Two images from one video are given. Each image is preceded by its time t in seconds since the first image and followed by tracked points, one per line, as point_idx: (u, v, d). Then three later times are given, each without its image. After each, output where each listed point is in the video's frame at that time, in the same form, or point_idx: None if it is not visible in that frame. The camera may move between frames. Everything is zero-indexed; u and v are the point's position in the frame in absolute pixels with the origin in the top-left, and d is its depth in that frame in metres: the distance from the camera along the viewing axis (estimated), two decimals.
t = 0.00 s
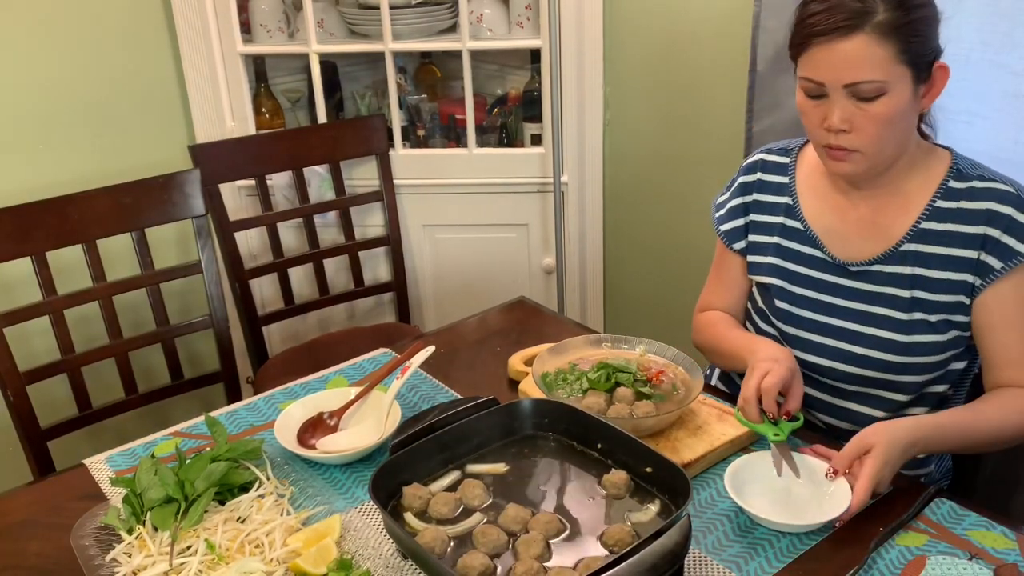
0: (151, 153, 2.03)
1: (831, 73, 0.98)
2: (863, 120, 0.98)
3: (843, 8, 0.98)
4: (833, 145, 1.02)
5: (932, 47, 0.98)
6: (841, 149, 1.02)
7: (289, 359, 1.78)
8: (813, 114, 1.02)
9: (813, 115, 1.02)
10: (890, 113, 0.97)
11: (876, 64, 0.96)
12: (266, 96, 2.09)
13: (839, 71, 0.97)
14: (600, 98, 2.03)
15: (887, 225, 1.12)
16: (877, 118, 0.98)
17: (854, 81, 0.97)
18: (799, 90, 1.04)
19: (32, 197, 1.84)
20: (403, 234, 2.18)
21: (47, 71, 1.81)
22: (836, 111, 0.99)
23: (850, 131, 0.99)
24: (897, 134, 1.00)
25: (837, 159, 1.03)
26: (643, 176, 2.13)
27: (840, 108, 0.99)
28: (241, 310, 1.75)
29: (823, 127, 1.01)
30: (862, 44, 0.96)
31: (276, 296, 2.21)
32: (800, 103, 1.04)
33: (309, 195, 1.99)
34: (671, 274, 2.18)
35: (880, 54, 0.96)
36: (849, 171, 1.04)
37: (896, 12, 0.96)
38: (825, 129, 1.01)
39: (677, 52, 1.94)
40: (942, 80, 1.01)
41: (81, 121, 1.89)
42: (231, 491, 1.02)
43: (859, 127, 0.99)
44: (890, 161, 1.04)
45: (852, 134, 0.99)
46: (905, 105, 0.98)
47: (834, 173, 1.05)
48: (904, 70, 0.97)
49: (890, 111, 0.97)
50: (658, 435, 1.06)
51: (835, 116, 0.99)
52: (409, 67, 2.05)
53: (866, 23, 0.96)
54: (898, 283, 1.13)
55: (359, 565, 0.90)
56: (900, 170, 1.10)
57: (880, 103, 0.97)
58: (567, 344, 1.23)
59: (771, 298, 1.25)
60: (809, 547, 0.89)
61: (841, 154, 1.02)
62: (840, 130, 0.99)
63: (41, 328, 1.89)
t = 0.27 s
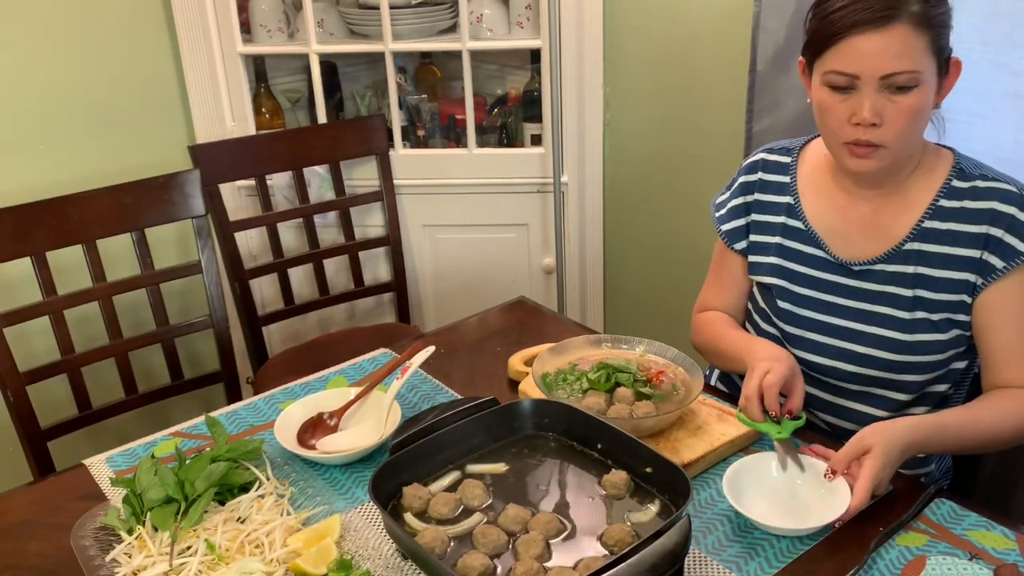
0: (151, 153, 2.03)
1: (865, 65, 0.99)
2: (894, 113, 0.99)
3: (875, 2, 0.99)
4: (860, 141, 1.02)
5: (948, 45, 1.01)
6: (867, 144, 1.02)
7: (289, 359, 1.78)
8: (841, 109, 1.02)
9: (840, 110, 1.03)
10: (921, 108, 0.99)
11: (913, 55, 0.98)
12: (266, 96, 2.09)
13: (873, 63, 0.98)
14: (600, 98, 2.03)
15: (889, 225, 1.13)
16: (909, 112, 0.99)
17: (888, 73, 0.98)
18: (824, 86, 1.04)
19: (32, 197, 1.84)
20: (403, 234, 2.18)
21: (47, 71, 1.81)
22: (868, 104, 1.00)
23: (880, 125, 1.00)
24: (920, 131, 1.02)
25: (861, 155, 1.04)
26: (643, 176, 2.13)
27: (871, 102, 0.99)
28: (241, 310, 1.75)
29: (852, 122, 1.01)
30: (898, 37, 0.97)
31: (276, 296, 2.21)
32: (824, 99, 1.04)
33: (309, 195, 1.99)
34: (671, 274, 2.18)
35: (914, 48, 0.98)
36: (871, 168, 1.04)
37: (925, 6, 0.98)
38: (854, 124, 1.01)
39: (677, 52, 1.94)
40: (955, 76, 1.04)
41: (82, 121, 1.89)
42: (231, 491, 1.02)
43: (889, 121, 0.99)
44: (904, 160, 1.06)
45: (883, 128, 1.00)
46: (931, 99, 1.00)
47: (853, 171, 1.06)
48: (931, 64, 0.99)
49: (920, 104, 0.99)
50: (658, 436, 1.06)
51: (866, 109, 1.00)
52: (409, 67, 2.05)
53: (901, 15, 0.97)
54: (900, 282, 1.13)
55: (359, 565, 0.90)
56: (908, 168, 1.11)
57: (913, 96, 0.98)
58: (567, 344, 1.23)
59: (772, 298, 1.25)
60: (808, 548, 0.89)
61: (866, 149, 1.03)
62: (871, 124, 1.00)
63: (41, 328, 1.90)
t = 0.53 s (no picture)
0: (151, 153, 2.03)
1: (879, 59, 0.99)
2: (907, 108, 0.99)
3: None
4: (871, 136, 1.02)
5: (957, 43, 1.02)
6: (877, 141, 1.02)
7: (289, 359, 1.77)
8: (852, 104, 1.02)
9: (851, 105, 1.02)
10: (932, 104, 1.00)
11: (927, 50, 0.98)
12: (266, 96, 2.09)
13: (887, 57, 0.99)
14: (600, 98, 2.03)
15: (890, 227, 1.13)
16: (920, 109, 0.99)
17: (901, 68, 0.99)
18: (834, 81, 1.04)
19: (32, 197, 1.84)
20: (403, 234, 2.18)
21: (47, 71, 1.81)
22: (880, 99, 1.00)
23: (893, 120, 1.00)
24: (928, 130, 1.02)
25: (870, 152, 1.03)
26: (643, 176, 2.13)
27: (884, 96, 1.00)
28: (241, 310, 1.75)
29: (864, 117, 1.01)
30: (912, 31, 0.98)
31: (276, 295, 2.21)
32: (835, 94, 1.04)
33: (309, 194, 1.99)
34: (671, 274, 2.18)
35: (928, 42, 0.98)
36: (879, 167, 1.04)
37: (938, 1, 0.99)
38: (866, 119, 1.01)
39: (677, 52, 1.94)
40: (960, 75, 1.05)
41: (82, 121, 1.89)
42: (231, 491, 1.02)
43: (901, 117, 1.00)
44: (912, 159, 1.06)
45: (895, 123, 1.00)
46: (941, 96, 1.01)
47: (859, 170, 1.05)
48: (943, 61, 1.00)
49: (931, 100, 0.99)
50: (658, 435, 1.07)
51: (879, 103, 1.00)
52: (409, 67, 2.05)
53: (915, 9, 0.98)
54: (901, 284, 1.13)
55: (359, 565, 0.90)
56: (912, 170, 1.11)
57: (926, 92, 0.99)
58: (568, 344, 1.23)
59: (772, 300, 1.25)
60: (808, 548, 0.89)
61: (876, 145, 1.03)
62: (883, 118, 1.00)
63: (41, 328, 1.90)
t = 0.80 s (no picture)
0: (151, 153, 2.03)
1: (884, 64, 0.99)
2: (911, 113, 1.00)
3: None
4: (875, 141, 1.02)
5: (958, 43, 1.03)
6: (882, 145, 1.03)
7: (289, 359, 1.77)
8: (857, 109, 1.02)
9: (855, 110, 1.02)
10: (935, 108, 1.00)
11: (931, 54, 0.98)
12: (266, 96, 2.09)
13: (892, 62, 0.99)
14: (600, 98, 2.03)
15: (896, 228, 1.13)
16: (924, 113, 1.00)
17: (906, 73, 0.99)
18: (838, 86, 1.04)
19: (32, 197, 1.84)
20: (403, 234, 2.18)
21: (47, 71, 1.81)
22: (884, 104, 1.00)
23: (897, 125, 1.00)
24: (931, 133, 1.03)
25: (874, 156, 1.04)
26: (643, 176, 2.13)
27: (887, 102, 1.00)
28: (241, 310, 1.75)
29: (868, 122, 1.01)
30: (917, 36, 0.98)
31: (276, 295, 2.21)
32: (839, 99, 1.04)
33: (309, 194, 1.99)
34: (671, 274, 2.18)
35: (933, 47, 0.98)
36: (884, 170, 1.05)
37: (941, 5, 0.99)
38: (871, 124, 1.01)
39: (677, 52, 1.95)
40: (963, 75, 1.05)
41: (81, 120, 1.89)
42: (231, 491, 1.02)
43: (906, 121, 1.00)
44: (914, 161, 1.07)
45: (900, 128, 1.00)
46: (943, 100, 1.01)
47: (864, 172, 1.06)
48: (945, 64, 1.00)
49: (934, 104, 1.00)
50: (658, 435, 1.07)
51: (883, 109, 1.00)
52: (409, 67, 2.05)
53: (919, 14, 0.98)
54: (909, 285, 1.13)
55: (359, 565, 0.89)
56: (913, 171, 1.11)
57: (930, 96, 0.99)
58: (567, 344, 1.23)
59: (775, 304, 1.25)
60: (808, 547, 0.89)
61: (880, 149, 1.03)
62: (888, 124, 1.00)
63: (41, 328, 1.90)
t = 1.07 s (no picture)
0: (151, 153, 2.03)
1: (883, 66, 0.99)
2: (910, 114, 1.00)
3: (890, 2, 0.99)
4: (874, 143, 1.03)
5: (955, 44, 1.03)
6: (881, 146, 1.03)
7: (289, 359, 1.77)
8: (855, 111, 1.02)
9: (853, 112, 1.03)
10: (933, 109, 1.01)
11: (929, 56, 0.99)
12: (266, 96, 2.09)
13: (891, 65, 0.99)
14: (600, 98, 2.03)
15: (894, 226, 1.13)
16: (922, 114, 1.00)
17: (905, 75, 0.99)
18: (836, 88, 1.04)
19: (32, 197, 1.84)
20: (403, 234, 2.18)
21: (47, 71, 1.81)
22: (883, 106, 1.00)
23: (896, 126, 1.01)
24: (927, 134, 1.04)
25: (874, 156, 1.04)
26: (643, 176, 2.12)
27: (887, 103, 1.00)
28: (241, 310, 1.75)
29: (867, 124, 1.01)
30: (916, 38, 0.98)
31: (276, 295, 2.21)
32: (837, 101, 1.04)
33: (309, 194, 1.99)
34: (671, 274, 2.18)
35: (930, 48, 0.99)
36: (881, 171, 1.05)
37: (937, 6, 0.99)
38: (869, 126, 1.01)
39: (677, 52, 1.95)
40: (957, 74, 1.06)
41: (81, 121, 1.89)
42: (231, 491, 1.02)
43: (904, 123, 1.00)
44: (910, 161, 1.08)
45: (898, 129, 1.01)
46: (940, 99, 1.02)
47: (863, 174, 1.06)
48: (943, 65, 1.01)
49: (932, 105, 1.00)
50: (658, 435, 1.07)
51: (883, 111, 1.00)
52: (409, 67, 2.05)
53: (917, 16, 0.98)
54: (907, 280, 1.13)
55: (359, 565, 0.89)
56: (911, 169, 1.11)
57: (927, 98, 1.00)
58: (568, 344, 1.23)
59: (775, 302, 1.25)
60: (808, 547, 0.89)
61: (879, 151, 1.03)
62: (886, 125, 1.00)
63: (41, 328, 1.90)
